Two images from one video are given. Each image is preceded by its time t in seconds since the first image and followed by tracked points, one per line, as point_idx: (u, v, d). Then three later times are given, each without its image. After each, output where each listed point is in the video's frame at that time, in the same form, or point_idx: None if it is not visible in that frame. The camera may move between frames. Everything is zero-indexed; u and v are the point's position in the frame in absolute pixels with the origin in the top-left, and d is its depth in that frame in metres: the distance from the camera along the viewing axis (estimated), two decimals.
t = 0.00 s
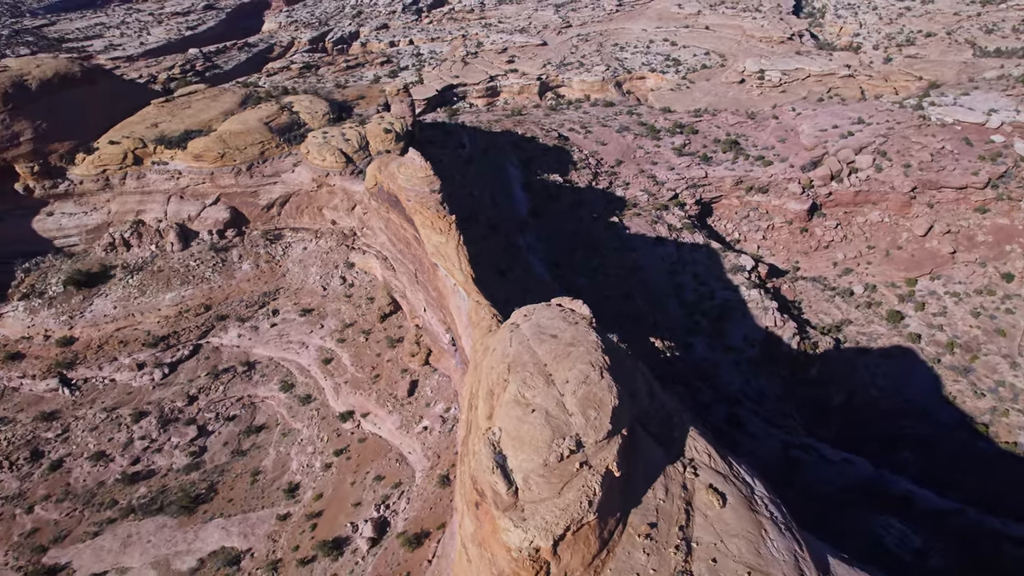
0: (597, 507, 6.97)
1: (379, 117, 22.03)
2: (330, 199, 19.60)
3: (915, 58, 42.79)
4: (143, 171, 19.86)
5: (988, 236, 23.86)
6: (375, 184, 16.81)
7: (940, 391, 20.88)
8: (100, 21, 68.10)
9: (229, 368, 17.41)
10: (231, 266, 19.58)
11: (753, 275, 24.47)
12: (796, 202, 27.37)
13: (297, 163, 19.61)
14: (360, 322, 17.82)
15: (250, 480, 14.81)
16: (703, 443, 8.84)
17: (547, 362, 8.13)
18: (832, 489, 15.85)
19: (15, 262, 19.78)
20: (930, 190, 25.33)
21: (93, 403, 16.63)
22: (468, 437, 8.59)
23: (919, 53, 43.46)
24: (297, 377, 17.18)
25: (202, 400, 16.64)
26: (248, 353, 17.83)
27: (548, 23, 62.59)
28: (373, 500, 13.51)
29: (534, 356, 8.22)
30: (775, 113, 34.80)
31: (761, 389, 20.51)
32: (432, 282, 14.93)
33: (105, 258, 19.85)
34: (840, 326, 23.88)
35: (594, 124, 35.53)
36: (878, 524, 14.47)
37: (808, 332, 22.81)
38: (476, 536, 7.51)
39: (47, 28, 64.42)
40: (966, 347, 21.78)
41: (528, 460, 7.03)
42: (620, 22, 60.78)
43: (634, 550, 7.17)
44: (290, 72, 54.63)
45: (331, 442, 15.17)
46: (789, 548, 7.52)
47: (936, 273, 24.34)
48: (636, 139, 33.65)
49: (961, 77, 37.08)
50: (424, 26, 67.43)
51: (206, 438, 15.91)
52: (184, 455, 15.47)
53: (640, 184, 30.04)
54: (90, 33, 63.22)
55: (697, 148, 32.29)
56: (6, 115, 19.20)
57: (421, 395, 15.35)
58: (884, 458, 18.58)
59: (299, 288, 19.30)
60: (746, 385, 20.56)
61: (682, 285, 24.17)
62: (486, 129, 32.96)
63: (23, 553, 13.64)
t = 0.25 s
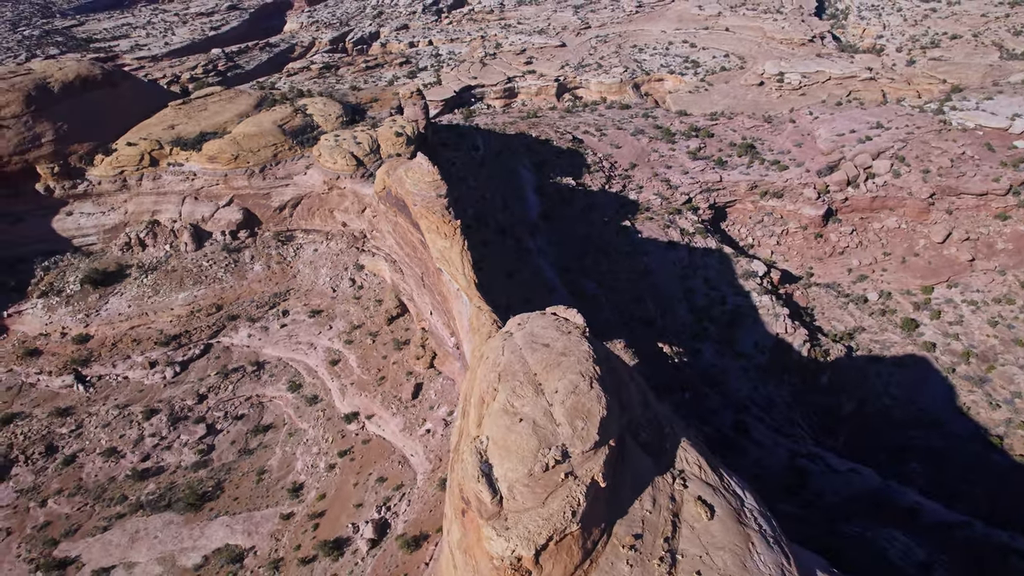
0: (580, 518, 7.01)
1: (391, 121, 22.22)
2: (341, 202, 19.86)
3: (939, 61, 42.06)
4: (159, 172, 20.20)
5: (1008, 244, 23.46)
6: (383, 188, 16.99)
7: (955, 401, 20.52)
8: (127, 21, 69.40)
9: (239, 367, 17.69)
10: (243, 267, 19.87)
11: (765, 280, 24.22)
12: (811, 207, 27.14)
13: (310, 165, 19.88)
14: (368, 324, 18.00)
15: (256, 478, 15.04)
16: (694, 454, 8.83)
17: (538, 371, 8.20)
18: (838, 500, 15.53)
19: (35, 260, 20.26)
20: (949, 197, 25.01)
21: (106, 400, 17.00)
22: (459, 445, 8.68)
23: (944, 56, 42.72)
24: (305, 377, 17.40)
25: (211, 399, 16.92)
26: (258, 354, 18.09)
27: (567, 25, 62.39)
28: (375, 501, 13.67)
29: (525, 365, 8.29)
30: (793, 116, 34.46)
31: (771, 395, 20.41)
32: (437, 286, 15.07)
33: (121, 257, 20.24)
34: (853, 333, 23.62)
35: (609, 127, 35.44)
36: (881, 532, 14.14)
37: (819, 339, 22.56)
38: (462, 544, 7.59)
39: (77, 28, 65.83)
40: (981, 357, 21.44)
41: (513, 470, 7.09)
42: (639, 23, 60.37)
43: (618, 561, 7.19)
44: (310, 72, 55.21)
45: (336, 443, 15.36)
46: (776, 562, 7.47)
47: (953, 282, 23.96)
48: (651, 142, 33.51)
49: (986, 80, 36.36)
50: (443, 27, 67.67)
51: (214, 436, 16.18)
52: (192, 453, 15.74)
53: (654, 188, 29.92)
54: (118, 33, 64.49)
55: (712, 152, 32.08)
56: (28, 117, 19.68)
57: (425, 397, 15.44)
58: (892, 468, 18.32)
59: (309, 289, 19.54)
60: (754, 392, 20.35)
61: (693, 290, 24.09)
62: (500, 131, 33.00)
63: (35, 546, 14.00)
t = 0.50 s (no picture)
0: (565, 528, 7.06)
1: (404, 123, 22.39)
2: (353, 203, 20.11)
3: (966, 64, 41.23)
4: (176, 173, 20.58)
5: None
6: (393, 192, 17.16)
7: (969, 414, 20.25)
8: (154, 21, 70.62)
9: (249, 366, 17.98)
10: (256, 267, 20.17)
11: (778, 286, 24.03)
12: (828, 212, 26.86)
13: (323, 167, 20.11)
14: (376, 325, 18.16)
15: (262, 477, 15.26)
16: (686, 465, 8.84)
17: (529, 380, 8.25)
18: (841, 510, 15.42)
19: (56, 258, 20.74)
20: (970, 204, 24.63)
21: (120, 396, 17.40)
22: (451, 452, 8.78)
23: (972, 59, 41.86)
24: (313, 377, 17.62)
25: (222, 397, 17.23)
26: (268, 353, 18.37)
27: (587, 25, 62.06)
28: (378, 502, 13.82)
29: (517, 374, 8.36)
30: (813, 120, 34.05)
31: (783, 403, 20.04)
32: (442, 290, 15.20)
33: (138, 256, 20.64)
34: (867, 341, 23.36)
35: (625, 130, 35.30)
36: (886, 546, 13.93)
37: (832, 346, 22.37)
38: (448, 551, 7.70)
39: (106, 27, 67.13)
40: (999, 368, 21.05)
41: (499, 479, 7.18)
42: (660, 24, 59.79)
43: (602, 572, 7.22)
44: (331, 71, 55.73)
45: (342, 443, 15.55)
46: None
47: (972, 290, 23.56)
48: (667, 145, 33.33)
49: (1014, 83, 35.52)
50: (464, 27, 67.81)
51: (224, 434, 16.46)
52: (201, 450, 16.04)
53: (669, 191, 29.75)
54: (146, 32, 65.67)
55: (728, 155, 31.81)
56: (51, 118, 20.35)
57: (430, 400, 15.49)
58: (902, 479, 18.10)
59: (321, 290, 19.76)
60: (764, 400, 20.07)
61: (705, 295, 24.03)
62: (515, 133, 33.12)
63: (49, 538, 14.39)
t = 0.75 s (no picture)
0: (551, 536, 7.10)
1: (419, 125, 22.53)
2: (366, 205, 20.37)
3: (998, 67, 40.27)
4: (194, 172, 20.96)
5: None
6: (404, 194, 17.32)
7: (988, 425, 19.81)
8: (184, 20, 71.84)
9: (262, 364, 18.27)
10: (270, 265, 20.47)
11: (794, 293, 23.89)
12: (847, 217, 26.65)
13: (338, 168, 20.34)
14: (387, 326, 18.33)
15: (271, 473, 15.50)
16: (680, 475, 8.82)
17: (522, 387, 8.30)
18: (848, 522, 15.18)
19: (78, 254, 21.24)
20: (994, 211, 24.19)
21: (136, 390, 17.78)
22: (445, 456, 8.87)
23: (1003, 62, 40.87)
24: (323, 376, 17.84)
25: (234, 394, 17.54)
26: (280, 351, 18.64)
27: (610, 26, 61.73)
28: (381, 502, 13.95)
29: (511, 381, 8.42)
30: (835, 124, 33.61)
31: (792, 409, 19.86)
32: (450, 292, 15.33)
33: (157, 253, 21.06)
34: (883, 349, 23.02)
35: (644, 132, 35.11)
36: (893, 559, 13.68)
37: (847, 354, 22.16)
38: (437, 555, 7.78)
39: (138, 26, 68.46)
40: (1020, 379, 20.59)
41: (487, 485, 7.25)
42: (684, 25, 59.23)
43: None
44: (355, 71, 56.21)
45: (349, 442, 15.73)
46: None
47: (995, 299, 23.09)
48: (686, 148, 33.10)
49: None
50: (487, 27, 67.89)
51: (235, 430, 16.74)
52: (213, 445, 16.34)
53: (686, 195, 29.50)
54: (175, 31, 66.85)
55: (747, 159, 31.51)
56: (76, 117, 20.93)
57: (437, 401, 15.62)
58: (914, 491, 17.82)
59: (333, 290, 19.98)
60: (774, 407, 19.87)
61: (718, 300, 23.97)
62: (533, 135, 33.16)
63: (63, 528, 14.75)
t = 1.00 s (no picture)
0: (540, 539, 7.11)
1: (437, 125, 22.64)
2: (382, 204, 20.44)
3: None
4: (215, 169, 21.34)
5: None
6: (418, 193, 17.40)
7: (1010, 438, 19.47)
8: (215, 18, 73.07)
9: (276, 359, 18.56)
10: (287, 263, 20.78)
11: (812, 298, 23.59)
12: (871, 223, 25.98)
13: (355, 167, 20.53)
14: (400, 324, 18.45)
15: (281, 468, 15.73)
16: (675, 481, 8.80)
17: (518, 390, 8.33)
18: (860, 532, 14.98)
19: (103, 248, 21.75)
20: None
21: (154, 383, 18.25)
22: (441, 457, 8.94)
23: None
24: (336, 373, 18.04)
25: (248, 389, 17.86)
26: (295, 347, 18.92)
27: (636, 26, 61.35)
28: (387, 499, 14.07)
29: (507, 383, 8.46)
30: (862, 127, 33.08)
31: (806, 417, 19.61)
32: (461, 294, 15.52)
33: (178, 249, 21.50)
34: (903, 357, 22.53)
35: (665, 133, 34.85)
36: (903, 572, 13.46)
37: (865, 362, 21.53)
38: (427, 554, 7.84)
39: (171, 24, 69.78)
40: None
41: (478, 487, 7.29)
42: (711, 25, 58.63)
43: None
44: (380, 69, 56.65)
45: (358, 439, 15.88)
46: None
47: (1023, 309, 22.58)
48: (708, 150, 32.78)
49: None
50: (513, 26, 67.91)
51: (248, 424, 17.02)
52: (225, 439, 16.64)
53: (706, 198, 29.07)
54: (207, 30, 68.03)
55: (770, 162, 31.13)
56: (103, 115, 21.44)
57: (446, 401, 15.68)
58: (930, 504, 17.54)
59: (348, 288, 20.17)
60: (788, 415, 19.64)
61: (736, 304, 23.78)
62: (553, 136, 33.13)
63: (80, 515, 15.12)
